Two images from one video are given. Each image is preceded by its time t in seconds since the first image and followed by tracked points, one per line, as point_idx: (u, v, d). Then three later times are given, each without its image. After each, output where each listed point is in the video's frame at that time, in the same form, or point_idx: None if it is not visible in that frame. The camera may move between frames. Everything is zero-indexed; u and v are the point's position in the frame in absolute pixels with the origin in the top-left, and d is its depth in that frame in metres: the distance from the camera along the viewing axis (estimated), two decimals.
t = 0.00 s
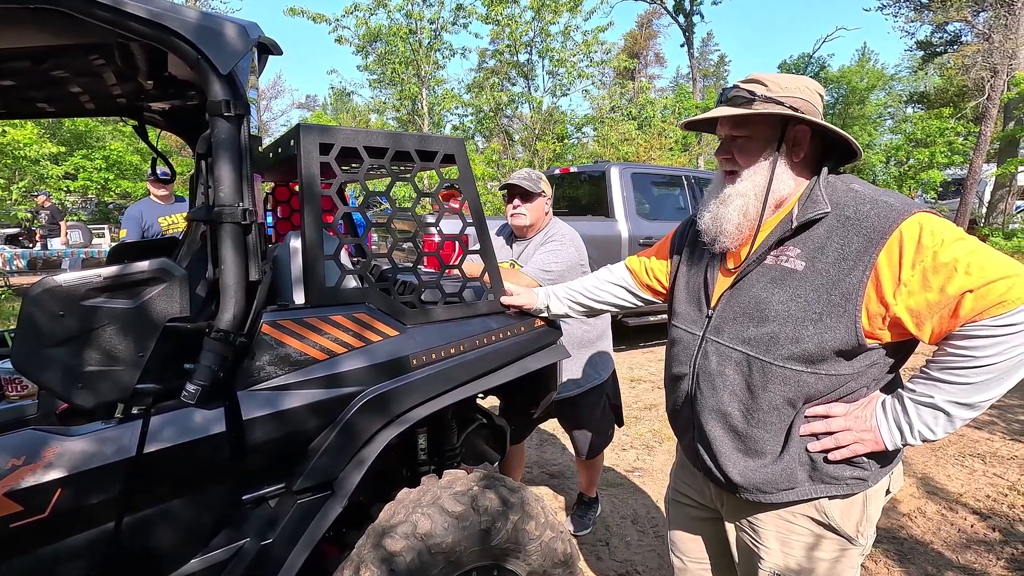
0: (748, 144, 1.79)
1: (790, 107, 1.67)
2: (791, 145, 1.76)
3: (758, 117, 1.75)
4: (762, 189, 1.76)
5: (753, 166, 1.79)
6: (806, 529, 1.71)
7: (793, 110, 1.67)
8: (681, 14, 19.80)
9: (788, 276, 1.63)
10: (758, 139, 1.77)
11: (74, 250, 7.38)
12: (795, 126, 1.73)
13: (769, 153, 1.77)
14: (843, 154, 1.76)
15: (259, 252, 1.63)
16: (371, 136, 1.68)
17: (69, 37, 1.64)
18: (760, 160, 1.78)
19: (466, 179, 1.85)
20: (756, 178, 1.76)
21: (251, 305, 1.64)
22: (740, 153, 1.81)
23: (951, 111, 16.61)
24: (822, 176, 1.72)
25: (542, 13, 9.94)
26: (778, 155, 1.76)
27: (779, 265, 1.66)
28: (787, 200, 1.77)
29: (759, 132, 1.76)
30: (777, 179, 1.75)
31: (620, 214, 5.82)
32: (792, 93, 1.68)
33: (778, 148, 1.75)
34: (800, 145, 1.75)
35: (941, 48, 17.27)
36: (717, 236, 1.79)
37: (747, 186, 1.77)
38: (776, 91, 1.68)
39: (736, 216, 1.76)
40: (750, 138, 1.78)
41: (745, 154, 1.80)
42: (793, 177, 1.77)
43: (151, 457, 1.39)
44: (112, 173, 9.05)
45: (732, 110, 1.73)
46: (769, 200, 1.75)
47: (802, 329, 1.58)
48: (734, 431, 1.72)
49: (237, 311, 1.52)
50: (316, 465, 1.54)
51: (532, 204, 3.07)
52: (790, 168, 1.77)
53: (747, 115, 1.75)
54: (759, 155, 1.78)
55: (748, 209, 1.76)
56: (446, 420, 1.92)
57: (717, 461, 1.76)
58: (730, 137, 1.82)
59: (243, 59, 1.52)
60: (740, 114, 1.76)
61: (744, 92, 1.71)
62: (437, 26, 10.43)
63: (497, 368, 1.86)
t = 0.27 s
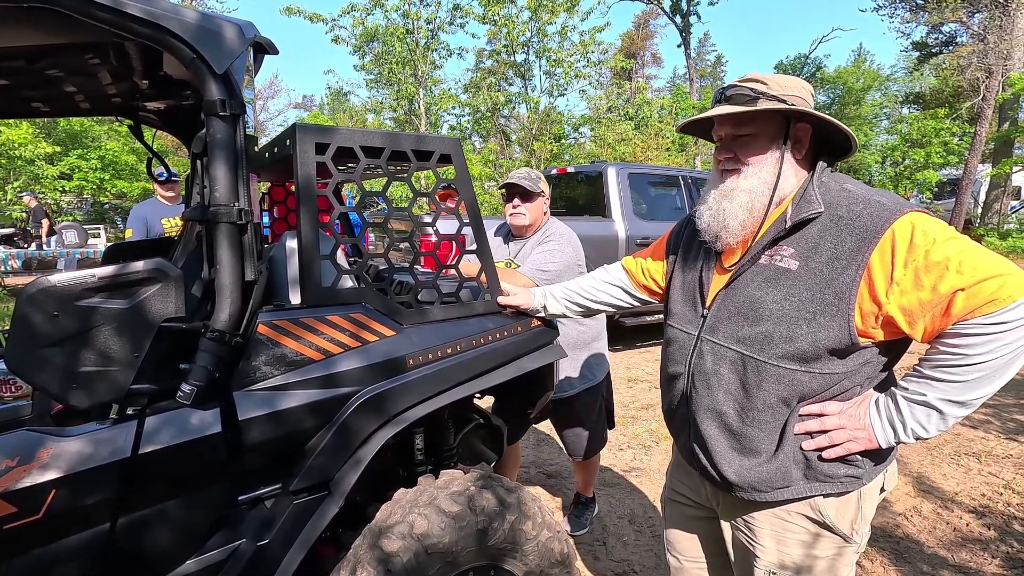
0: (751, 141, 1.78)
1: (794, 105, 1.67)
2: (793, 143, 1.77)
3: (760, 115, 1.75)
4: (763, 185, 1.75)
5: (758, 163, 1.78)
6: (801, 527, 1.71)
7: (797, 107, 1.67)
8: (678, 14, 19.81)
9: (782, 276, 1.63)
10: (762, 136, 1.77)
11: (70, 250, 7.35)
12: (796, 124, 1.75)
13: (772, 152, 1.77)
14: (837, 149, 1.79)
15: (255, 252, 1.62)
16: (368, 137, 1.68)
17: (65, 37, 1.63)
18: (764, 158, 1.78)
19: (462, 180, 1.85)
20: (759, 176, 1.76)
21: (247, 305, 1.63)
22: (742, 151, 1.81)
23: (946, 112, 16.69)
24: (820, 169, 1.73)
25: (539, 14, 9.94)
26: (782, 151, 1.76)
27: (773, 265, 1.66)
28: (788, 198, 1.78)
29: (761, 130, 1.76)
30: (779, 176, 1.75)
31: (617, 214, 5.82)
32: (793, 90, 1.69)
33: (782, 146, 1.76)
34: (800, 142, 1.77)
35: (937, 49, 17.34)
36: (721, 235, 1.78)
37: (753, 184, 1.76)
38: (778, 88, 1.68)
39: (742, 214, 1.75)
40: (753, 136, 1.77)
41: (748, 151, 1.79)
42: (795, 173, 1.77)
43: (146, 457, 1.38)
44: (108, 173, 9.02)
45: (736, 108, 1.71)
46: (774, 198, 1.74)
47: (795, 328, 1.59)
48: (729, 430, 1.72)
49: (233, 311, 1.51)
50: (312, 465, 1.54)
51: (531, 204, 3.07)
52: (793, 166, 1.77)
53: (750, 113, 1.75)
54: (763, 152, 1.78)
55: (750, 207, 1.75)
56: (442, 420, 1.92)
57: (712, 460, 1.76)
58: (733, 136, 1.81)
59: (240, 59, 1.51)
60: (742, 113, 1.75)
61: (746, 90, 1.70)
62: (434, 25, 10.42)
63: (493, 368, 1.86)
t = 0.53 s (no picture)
0: (746, 142, 1.79)
1: (787, 107, 1.69)
2: (788, 144, 1.79)
3: (754, 116, 1.76)
4: (757, 185, 1.76)
5: (754, 164, 1.79)
6: (793, 524, 1.71)
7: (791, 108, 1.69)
8: (674, 14, 19.83)
9: (774, 276, 1.64)
10: (756, 138, 1.78)
11: (65, 250, 7.32)
12: (789, 125, 1.77)
13: (767, 152, 1.78)
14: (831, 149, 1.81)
15: (251, 253, 1.62)
16: (365, 137, 1.68)
17: (60, 37, 1.63)
18: (759, 158, 1.79)
19: (459, 181, 1.85)
20: (755, 176, 1.77)
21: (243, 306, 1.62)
22: (737, 152, 1.82)
23: (941, 113, 16.78)
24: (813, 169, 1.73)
25: (536, 14, 9.94)
26: (777, 151, 1.78)
27: (766, 265, 1.67)
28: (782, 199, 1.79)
29: (756, 131, 1.77)
30: (772, 176, 1.76)
31: (614, 214, 5.83)
32: (786, 92, 1.71)
33: (777, 146, 1.77)
34: (795, 143, 1.79)
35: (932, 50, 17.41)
36: (716, 235, 1.77)
37: (750, 184, 1.76)
38: (770, 90, 1.70)
39: (740, 213, 1.75)
40: (749, 137, 1.78)
41: (744, 153, 1.80)
42: (789, 174, 1.79)
43: (142, 459, 1.38)
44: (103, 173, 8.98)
45: (730, 109, 1.72)
46: (770, 198, 1.75)
47: (787, 327, 1.59)
48: (722, 428, 1.73)
49: (229, 311, 1.50)
50: (309, 466, 1.53)
51: (529, 206, 3.08)
52: (788, 166, 1.79)
53: (745, 114, 1.76)
54: (760, 153, 1.79)
55: (744, 207, 1.75)
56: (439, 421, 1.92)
57: (705, 458, 1.76)
58: (729, 137, 1.81)
59: (236, 60, 1.51)
60: (738, 114, 1.76)
61: (741, 92, 1.71)
62: (431, 26, 10.40)
63: (490, 369, 1.86)
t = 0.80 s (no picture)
0: (737, 143, 1.80)
1: (776, 109, 1.70)
2: (777, 145, 1.80)
3: (745, 118, 1.77)
4: (747, 187, 1.78)
5: (745, 166, 1.80)
6: (782, 520, 1.72)
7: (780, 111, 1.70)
8: (671, 15, 19.85)
9: (762, 275, 1.64)
10: (746, 140, 1.78)
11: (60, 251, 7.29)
12: (779, 127, 1.78)
13: (758, 153, 1.79)
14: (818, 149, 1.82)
15: (245, 254, 1.62)
16: (360, 138, 1.67)
17: (53, 37, 1.62)
18: (750, 159, 1.80)
19: (455, 182, 1.85)
20: (745, 178, 1.78)
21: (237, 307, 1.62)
22: (728, 153, 1.82)
23: (936, 114, 16.86)
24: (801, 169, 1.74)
25: (532, 15, 9.94)
26: (768, 153, 1.79)
27: (754, 265, 1.67)
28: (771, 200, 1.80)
29: (747, 132, 1.78)
30: (761, 178, 1.78)
31: (611, 215, 5.84)
32: (775, 95, 1.72)
33: (768, 148, 1.78)
34: (784, 145, 1.80)
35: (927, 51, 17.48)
36: (707, 236, 1.79)
37: (741, 186, 1.77)
38: (760, 92, 1.71)
39: (731, 214, 1.76)
40: (741, 138, 1.79)
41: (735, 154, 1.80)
42: (778, 174, 1.80)
43: (135, 461, 1.37)
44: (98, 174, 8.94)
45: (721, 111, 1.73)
46: (759, 200, 1.77)
47: (775, 326, 1.60)
48: (711, 426, 1.73)
49: (223, 312, 1.50)
50: (304, 467, 1.53)
51: (528, 208, 3.09)
52: (777, 168, 1.80)
53: (736, 115, 1.76)
54: (751, 154, 1.79)
55: (734, 208, 1.76)
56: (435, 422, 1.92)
57: (694, 454, 1.77)
58: (720, 138, 1.82)
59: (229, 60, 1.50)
60: (730, 115, 1.76)
61: (733, 94, 1.72)
62: (428, 26, 10.39)
63: (486, 370, 1.85)
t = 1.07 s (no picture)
0: (719, 142, 1.87)
1: (757, 108, 1.78)
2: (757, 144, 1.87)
3: (726, 117, 1.84)
4: (728, 182, 1.83)
5: (726, 162, 1.86)
6: (762, 510, 1.74)
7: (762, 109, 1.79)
8: (668, 16, 19.86)
9: (741, 268, 1.70)
10: (728, 138, 1.85)
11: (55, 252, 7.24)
12: (759, 126, 1.85)
13: (739, 150, 1.86)
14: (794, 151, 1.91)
15: (241, 254, 1.61)
16: (356, 138, 1.67)
17: (46, 36, 1.62)
18: (731, 156, 1.86)
19: (451, 182, 1.84)
20: (727, 173, 1.84)
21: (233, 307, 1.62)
22: (710, 152, 1.89)
23: (931, 115, 16.94)
24: (778, 169, 1.80)
25: (529, 15, 9.95)
26: (748, 150, 1.86)
27: (734, 258, 1.73)
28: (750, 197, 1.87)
29: (729, 129, 1.85)
30: (742, 175, 1.84)
31: (608, 215, 5.85)
32: (756, 96, 1.80)
33: (748, 144, 1.86)
34: (762, 145, 1.88)
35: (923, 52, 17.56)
36: (689, 230, 1.85)
37: (722, 181, 1.83)
38: (740, 93, 1.79)
39: (712, 209, 1.82)
40: (722, 136, 1.86)
41: (718, 151, 1.87)
42: (757, 173, 1.87)
43: (130, 462, 1.37)
44: (94, 174, 8.91)
45: (704, 110, 1.80)
46: (738, 196, 1.83)
47: (753, 317, 1.65)
48: (692, 415, 1.78)
49: (219, 312, 1.50)
50: (298, 469, 1.53)
51: (525, 209, 3.09)
52: (757, 166, 1.87)
53: (718, 114, 1.83)
54: (731, 151, 1.86)
55: (716, 203, 1.83)
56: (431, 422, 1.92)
57: (677, 443, 1.82)
58: (703, 136, 1.89)
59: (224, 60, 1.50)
60: (712, 113, 1.83)
61: (716, 93, 1.79)
62: (425, 27, 10.38)
63: (482, 369, 1.86)
